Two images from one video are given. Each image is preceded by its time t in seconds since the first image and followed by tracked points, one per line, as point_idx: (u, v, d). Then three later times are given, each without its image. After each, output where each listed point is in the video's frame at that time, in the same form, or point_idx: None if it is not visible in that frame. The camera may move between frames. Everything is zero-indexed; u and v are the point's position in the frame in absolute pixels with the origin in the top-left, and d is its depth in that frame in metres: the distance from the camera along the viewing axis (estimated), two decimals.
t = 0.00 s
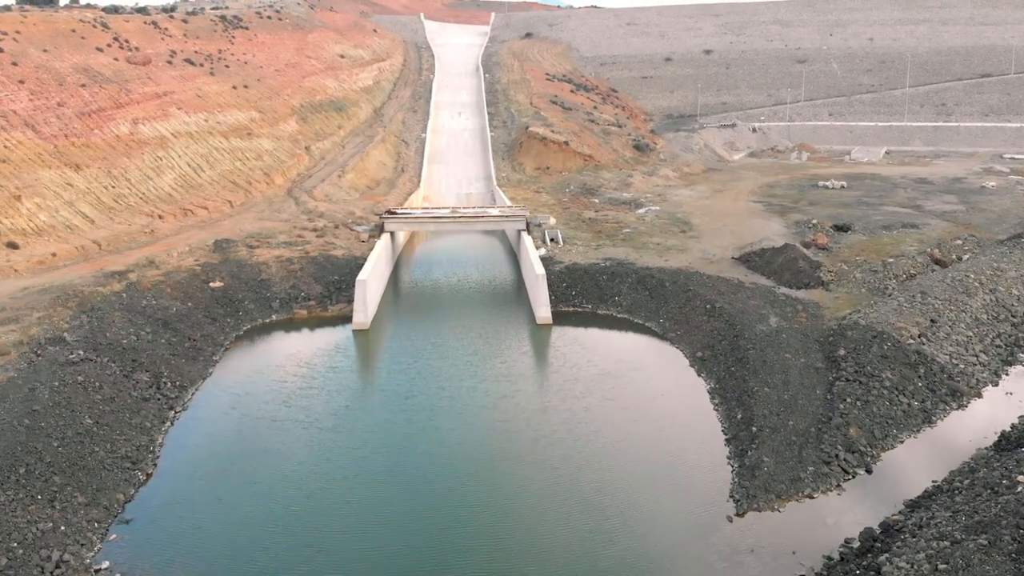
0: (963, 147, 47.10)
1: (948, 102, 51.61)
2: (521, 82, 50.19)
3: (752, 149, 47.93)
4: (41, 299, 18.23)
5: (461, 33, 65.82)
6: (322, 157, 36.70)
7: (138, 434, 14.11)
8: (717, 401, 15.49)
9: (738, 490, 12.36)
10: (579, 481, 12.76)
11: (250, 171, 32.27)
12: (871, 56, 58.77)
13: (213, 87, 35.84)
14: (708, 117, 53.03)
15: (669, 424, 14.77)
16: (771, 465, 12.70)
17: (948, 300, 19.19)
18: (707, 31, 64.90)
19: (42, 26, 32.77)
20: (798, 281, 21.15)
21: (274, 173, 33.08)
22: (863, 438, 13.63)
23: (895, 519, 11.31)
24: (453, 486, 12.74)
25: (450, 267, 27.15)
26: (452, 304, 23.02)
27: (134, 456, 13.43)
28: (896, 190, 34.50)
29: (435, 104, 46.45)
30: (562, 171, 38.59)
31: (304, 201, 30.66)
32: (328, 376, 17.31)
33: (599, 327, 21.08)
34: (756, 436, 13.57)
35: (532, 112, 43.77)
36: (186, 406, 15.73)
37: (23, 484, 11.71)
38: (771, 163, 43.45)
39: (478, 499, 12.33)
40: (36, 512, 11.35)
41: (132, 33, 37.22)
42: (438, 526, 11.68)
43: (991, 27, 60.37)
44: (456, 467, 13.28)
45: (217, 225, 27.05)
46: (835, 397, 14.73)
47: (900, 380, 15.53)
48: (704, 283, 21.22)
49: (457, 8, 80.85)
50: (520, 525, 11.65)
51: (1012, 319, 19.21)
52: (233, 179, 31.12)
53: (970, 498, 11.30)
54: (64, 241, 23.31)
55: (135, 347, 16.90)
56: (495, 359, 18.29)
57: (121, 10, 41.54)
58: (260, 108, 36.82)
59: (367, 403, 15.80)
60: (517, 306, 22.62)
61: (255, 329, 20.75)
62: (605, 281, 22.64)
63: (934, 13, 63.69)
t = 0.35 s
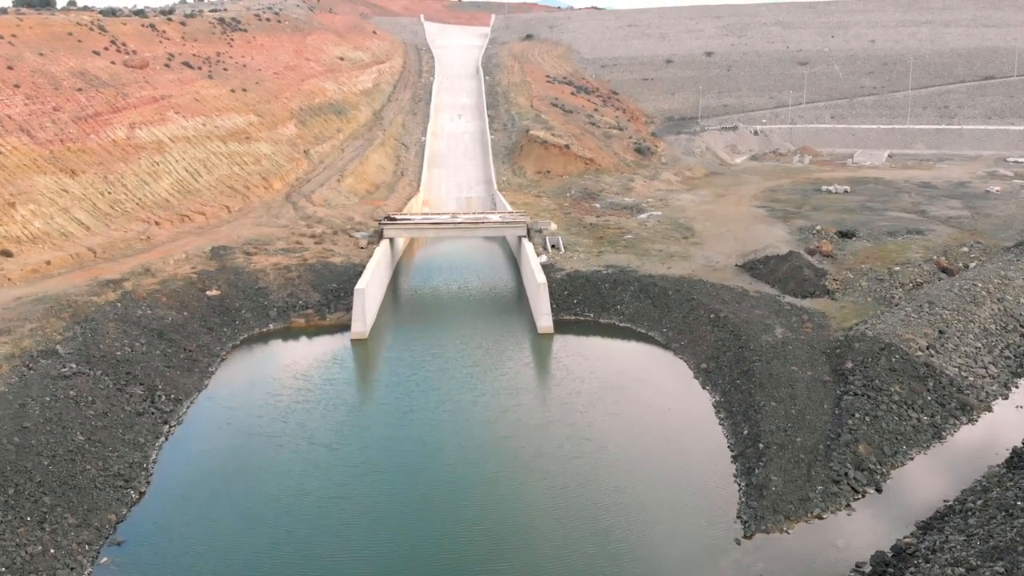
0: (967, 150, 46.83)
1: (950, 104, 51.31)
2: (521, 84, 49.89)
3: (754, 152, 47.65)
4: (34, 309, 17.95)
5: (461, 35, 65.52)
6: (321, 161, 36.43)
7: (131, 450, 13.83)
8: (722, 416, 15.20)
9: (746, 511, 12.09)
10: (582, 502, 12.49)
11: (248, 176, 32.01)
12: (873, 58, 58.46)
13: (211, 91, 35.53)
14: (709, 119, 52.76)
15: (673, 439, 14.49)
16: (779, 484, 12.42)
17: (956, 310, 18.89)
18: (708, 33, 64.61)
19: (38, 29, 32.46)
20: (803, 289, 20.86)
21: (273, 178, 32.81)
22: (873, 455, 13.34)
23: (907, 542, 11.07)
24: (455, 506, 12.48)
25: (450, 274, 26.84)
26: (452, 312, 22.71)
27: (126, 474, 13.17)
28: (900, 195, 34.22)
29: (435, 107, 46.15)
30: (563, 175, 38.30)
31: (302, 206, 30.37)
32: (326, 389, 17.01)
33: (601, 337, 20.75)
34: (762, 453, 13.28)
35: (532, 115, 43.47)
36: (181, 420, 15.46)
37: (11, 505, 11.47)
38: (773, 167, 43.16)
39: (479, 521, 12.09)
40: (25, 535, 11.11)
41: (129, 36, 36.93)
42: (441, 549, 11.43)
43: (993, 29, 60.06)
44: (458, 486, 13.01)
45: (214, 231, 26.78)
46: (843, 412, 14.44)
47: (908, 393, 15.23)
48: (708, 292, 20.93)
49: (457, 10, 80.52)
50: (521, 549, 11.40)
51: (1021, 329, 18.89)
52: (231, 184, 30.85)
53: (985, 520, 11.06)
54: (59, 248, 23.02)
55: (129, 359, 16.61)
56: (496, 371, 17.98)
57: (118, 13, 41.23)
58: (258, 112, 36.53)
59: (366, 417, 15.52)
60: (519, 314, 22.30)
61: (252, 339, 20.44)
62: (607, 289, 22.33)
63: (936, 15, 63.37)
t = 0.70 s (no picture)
0: (970, 153, 46.55)
1: (953, 106, 51.00)
2: (522, 86, 49.59)
3: (756, 155, 47.35)
4: (27, 318, 17.64)
5: (461, 36, 65.19)
6: (320, 164, 36.12)
7: (124, 467, 13.55)
8: (729, 430, 14.91)
9: (754, 532, 11.82)
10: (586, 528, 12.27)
11: (246, 180, 31.71)
12: (875, 59, 58.14)
13: (208, 94, 35.20)
14: (710, 122, 52.45)
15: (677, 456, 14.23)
16: (788, 503, 12.15)
17: (964, 319, 18.59)
18: (709, 35, 64.29)
19: (34, 32, 32.13)
20: (809, 297, 20.56)
21: (271, 182, 32.51)
22: (883, 472, 13.04)
23: (919, 566, 10.80)
24: (456, 533, 12.27)
25: (450, 280, 26.52)
26: (453, 320, 22.42)
27: (119, 492, 12.90)
28: (904, 199, 33.91)
29: (435, 109, 45.85)
30: (564, 178, 38.01)
31: (301, 211, 30.07)
32: (325, 403, 16.74)
33: (603, 346, 20.42)
34: (770, 470, 13.00)
35: (533, 117, 43.16)
36: (175, 434, 15.16)
37: None
38: (775, 170, 42.87)
39: (481, 550, 11.88)
40: (12, 559, 10.87)
41: (126, 39, 36.62)
42: None
43: (996, 31, 59.74)
44: (461, 511, 12.83)
45: (211, 238, 26.46)
46: (852, 427, 14.16)
47: (918, 407, 14.92)
48: (712, 300, 20.63)
49: (457, 11, 80.19)
50: None
51: None
52: (229, 189, 30.55)
53: (998, 543, 10.79)
54: (54, 256, 22.71)
55: (123, 371, 16.31)
56: (498, 384, 17.70)
57: (115, 15, 40.90)
58: (257, 115, 36.22)
59: (365, 435, 15.29)
60: (520, 323, 22.00)
61: (249, 349, 20.12)
62: (609, 297, 22.02)
63: (938, 17, 63.06)
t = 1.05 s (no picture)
0: (973, 155, 46.27)
1: (956, 108, 50.69)
2: (522, 88, 49.26)
3: (758, 158, 47.05)
4: (19, 328, 17.33)
5: (461, 37, 64.86)
6: (319, 168, 35.79)
7: (116, 485, 13.25)
8: (735, 445, 14.60)
9: (762, 554, 11.52)
10: (589, 548, 11.97)
11: (244, 185, 31.40)
12: (877, 61, 57.77)
13: (206, 97, 34.85)
14: (712, 124, 52.15)
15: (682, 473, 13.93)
16: (797, 523, 11.85)
17: (973, 329, 18.27)
18: (710, 36, 63.92)
19: (29, 36, 31.76)
20: (815, 306, 20.24)
21: (269, 187, 32.22)
22: (894, 490, 12.72)
23: None
24: (456, 555, 11.96)
25: (450, 287, 26.19)
26: (453, 328, 22.09)
27: (110, 511, 12.62)
28: (909, 203, 33.59)
29: (435, 111, 45.53)
30: (565, 182, 37.71)
31: (300, 216, 29.76)
32: (323, 417, 16.45)
33: (606, 356, 20.07)
34: (779, 489, 12.69)
35: (533, 120, 42.84)
36: (169, 450, 14.85)
37: None
38: (778, 173, 42.55)
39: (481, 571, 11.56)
40: None
41: (123, 41, 36.26)
42: None
43: (999, 32, 59.40)
44: (462, 531, 12.55)
45: (208, 244, 26.14)
46: (861, 443, 13.86)
47: (928, 422, 14.59)
48: (716, 309, 20.30)
49: (456, 12, 79.85)
50: None
51: None
52: (226, 194, 30.25)
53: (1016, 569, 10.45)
54: (48, 264, 22.39)
55: (116, 384, 15.99)
56: (499, 397, 17.39)
57: (112, 18, 40.53)
58: (255, 119, 35.88)
59: (364, 450, 15.04)
60: (521, 331, 21.65)
61: (245, 359, 19.78)
62: (612, 305, 21.67)
63: (941, 18, 62.71)
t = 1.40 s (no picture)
0: (977, 158, 45.97)
1: (959, 110, 50.40)
2: (523, 90, 48.95)
3: (760, 160, 46.77)
4: (11, 339, 17.00)
5: (461, 39, 64.53)
6: (318, 172, 35.48)
7: (107, 504, 12.92)
8: (743, 462, 14.27)
9: None
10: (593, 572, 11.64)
11: (242, 190, 31.09)
12: (880, 62, 57.44)
13: (204, 101, 34.51)
14: (714, 126, 51.84)
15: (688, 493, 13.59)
16: (807, 546, 11.53)
17: (983, 340, 17.93)
18: (712, 38, 63.58)
19: (25, 38, 31.38)
20: (821, 315, 19.91)
21: (268, 192, 31.90)
22: (907, 510, 12.37)
23: None
24: None
25: (450, 293, 25.84)
26: (453, 337, 21.73)
27: (101, 532, 12.29)
28: (914, 207, 33.29)
29: (435, 113, 45.19)
30: (566, 185, 37.40)
31: (298, 221, 29.44)
32: (322, 432, 16.13)
33: (609, 366, 19.73)
34: (789, 509, 12.37)
35: (534, 122, 42.51)
36: (163, 466, 14.52)
37: None
38: (780, 176, 42.26)
39: None
40: None
41: (121, 44, 35.90)
42: None
43: (1002, 33, 59.09)
44: (462, 557, 12.19)
45: (205, 251, 25.83)
46: (872, 460, 13.53)
47: (940, 437, 14.26)
48: (721, 318, 19.97)
49: (457, 12, 79.51)
50: None
51: None
52: (224, 199, 29.94)
53: None
54: (42, 271, 22.07)
55: (109, 398, 15.66)
56: (501, 410, 17.04)
57: (109, 20, 40.15)
58: (254, 122, 35.55)
59: (363, 469, 14.68)
60: (522, 341, 21.30)
61: (242, 370, 19.43)
62: (615, 313, 21.31)
63: (943, 19, 62.38)
